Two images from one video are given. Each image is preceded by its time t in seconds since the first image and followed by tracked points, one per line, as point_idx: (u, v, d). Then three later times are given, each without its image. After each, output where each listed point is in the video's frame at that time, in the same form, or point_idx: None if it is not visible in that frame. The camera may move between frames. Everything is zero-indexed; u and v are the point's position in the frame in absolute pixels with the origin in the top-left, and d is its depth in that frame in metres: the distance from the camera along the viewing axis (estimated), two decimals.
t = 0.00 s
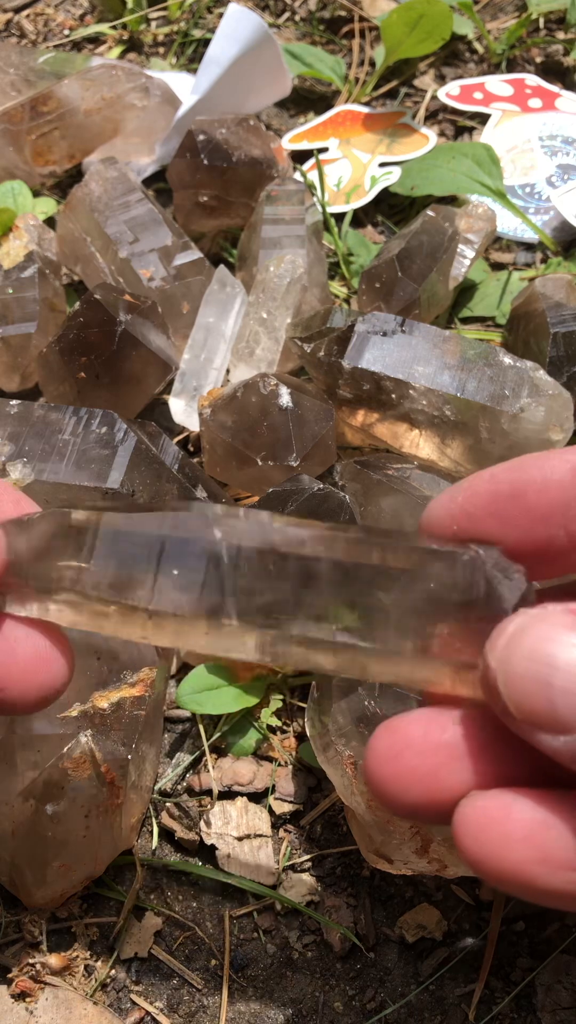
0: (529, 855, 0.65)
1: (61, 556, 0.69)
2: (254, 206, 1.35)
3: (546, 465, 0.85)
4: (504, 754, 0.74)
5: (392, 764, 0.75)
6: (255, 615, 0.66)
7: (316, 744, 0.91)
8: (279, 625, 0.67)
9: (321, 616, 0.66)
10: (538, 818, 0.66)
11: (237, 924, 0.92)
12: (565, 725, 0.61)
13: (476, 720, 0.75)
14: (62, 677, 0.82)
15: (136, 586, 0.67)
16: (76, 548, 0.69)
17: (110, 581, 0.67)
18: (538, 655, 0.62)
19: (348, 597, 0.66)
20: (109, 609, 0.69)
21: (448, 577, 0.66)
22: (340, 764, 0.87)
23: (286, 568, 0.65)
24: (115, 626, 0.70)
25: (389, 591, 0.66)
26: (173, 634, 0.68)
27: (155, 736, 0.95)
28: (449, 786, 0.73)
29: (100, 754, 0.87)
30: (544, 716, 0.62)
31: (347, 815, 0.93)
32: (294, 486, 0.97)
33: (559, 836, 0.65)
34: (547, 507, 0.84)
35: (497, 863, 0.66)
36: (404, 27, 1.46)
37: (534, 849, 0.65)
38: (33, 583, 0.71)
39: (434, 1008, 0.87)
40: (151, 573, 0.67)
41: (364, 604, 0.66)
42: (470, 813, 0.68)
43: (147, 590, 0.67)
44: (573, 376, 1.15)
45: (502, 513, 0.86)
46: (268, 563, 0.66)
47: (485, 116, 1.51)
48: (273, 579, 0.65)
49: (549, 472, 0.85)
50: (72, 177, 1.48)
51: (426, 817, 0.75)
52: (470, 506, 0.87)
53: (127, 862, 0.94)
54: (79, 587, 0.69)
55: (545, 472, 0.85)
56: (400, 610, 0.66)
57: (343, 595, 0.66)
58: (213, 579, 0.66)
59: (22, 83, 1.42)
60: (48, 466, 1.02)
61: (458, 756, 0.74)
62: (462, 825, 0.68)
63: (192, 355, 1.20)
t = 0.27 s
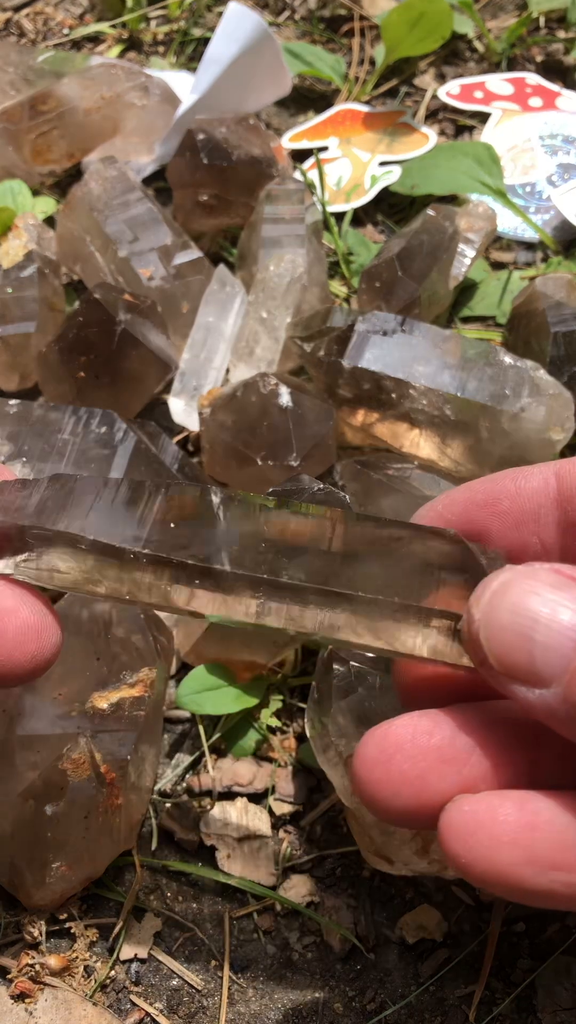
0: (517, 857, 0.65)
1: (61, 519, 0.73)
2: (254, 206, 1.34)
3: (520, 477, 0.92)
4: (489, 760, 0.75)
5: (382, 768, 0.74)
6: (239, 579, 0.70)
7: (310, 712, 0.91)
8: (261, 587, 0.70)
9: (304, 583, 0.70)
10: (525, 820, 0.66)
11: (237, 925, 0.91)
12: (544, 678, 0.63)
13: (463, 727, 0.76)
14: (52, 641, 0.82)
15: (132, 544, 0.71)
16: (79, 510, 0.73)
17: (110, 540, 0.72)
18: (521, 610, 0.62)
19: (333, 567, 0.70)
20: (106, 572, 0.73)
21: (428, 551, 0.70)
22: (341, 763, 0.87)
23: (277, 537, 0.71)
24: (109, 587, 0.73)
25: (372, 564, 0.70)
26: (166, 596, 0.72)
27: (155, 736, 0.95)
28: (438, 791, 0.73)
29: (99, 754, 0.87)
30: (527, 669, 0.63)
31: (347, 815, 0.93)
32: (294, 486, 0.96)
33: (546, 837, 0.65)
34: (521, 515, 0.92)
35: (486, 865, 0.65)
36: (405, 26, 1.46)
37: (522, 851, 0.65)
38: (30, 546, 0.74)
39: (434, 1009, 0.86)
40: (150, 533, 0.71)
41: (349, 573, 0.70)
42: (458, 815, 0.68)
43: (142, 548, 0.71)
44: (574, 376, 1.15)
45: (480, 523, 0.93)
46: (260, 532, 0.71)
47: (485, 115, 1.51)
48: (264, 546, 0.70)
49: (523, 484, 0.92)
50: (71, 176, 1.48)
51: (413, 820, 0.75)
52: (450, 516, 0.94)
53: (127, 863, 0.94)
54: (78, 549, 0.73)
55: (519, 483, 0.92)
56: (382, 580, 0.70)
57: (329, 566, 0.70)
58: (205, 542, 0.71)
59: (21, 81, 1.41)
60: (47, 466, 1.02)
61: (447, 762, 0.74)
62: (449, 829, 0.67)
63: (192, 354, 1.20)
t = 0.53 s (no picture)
0: (500, 858, 0.66)
1: (58, 519, 0.72)
2: (254, 206, 1.34)
3: (501, 490, 0.93)
4: (473, 764, 0.76)
5: (370, 773, 0.76)
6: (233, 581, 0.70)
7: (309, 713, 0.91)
8: (253, 589, 0.70)
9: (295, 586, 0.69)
10: (507, 823, 0.67)
11: (237, 924, 0.91)
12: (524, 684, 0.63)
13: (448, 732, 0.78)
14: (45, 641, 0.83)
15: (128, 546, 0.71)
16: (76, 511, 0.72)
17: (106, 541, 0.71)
18: (501, 615, 0.63)
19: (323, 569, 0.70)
20: (101, 572, 0.72)
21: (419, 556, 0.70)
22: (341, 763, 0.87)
23: (269, 542, 0.71)
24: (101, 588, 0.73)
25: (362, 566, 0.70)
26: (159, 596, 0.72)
27: (155, 736, 0.95)
28: (423, 795, 0.74)
29: (99, 754, 0.87)
30: (508, 677, 0.63)
31: (347, 815, 0.93)
32: (294, 486, 0.96)
33: (528, 838, 0.66)
34: (501, 526, 0.92)
35: (470, 867, 0.66)
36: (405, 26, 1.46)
37: (505, 852, 0.66)
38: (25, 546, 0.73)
39: (434, 1009, 0.86)
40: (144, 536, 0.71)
41: (339, 576, 0.69)
42: (442, 818, 0.69)
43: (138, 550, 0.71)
44: (574, 376, 1.15)
45: (463, 536, 0.93)
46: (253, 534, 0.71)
47: (485, 115, 1.51)
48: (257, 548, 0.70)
49: (504, 498, 0.92)
50: (71, 176, 1.48)
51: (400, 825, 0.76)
52: (434, 529, 0.94)
53: (127, 863, 0.93)
54: (73, 550, 0.72)
55: (501, 496, 0.93)
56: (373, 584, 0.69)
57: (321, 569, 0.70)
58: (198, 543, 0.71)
59: (21, 81, 1.41)
60: (47, 466, 1.02)
61: (432, 766, 0.75)
62: (432, 832, 0.68)
63: (192, 354, 1.20)
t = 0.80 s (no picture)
0: (503, 842, 0.66)
1: (71, 537, 0.74)
2: (254, 205, 1.34)
3: (506, 485, 0.93)
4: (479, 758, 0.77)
5: (379, 759, 0.77)
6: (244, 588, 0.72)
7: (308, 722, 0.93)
8: (263, 597, 0.71)
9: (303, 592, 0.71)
10: (510, 807, 0.67)
11: (237, 925, 0.92)
12: (527, 695, 0.63)
13: (455, 724, 0.78)
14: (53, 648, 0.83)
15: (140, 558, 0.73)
16: (87, 525, 0.75)
17: (118, 556, 0.74)
18: (502, 628, 0.63)
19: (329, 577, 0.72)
20: (115, 584, 0.74)
21: (422, 566, 0.73)
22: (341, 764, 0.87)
23: (275, 551, 0.73)
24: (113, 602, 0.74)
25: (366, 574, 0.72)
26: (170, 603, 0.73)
27: (155, 736, 0.95)
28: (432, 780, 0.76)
29: (99, 754, 0.87)
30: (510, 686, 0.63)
31: (347, 815, 0.93)
32: (294, 486, 0.96)
33: (531, 823, 0.66)
34: (507, 525, 0.92)
35: (475, 849, 0.66)
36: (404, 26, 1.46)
37: (508, 837, 0.66)
38: (39, 561, 0.75)
39: (434, 1009, 0.86)
40: (155, 550, 0.74)
41: (344, 584, 0.72)
42: (446, 803, 0.69)
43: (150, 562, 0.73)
44: (574, 376, 1.15)
45: (468, 532, 0.93)
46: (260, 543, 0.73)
47: (486, 115, 1.51)
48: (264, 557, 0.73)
49: (510, 494, 0.92)
50: (71, 176, 1.48)
51: (409, 810, 0.77)
52: (439, 525, 0.94)
53: (127, 863, 0.93)
54: (87, 564, 0.74)
55: (506, 493, 0.92)
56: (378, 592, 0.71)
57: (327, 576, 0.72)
58: (207, 554, 0.73)
59: (21, 81, 1.41)
60: (47, 466, 1.02)
61: (441, 752, 0.77)
62: (438, 816, 0.69)
63: (192, 354, 1.20)
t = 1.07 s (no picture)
0: (497, 841, 0.66)
1: (66, 538, 0.74)
2: (254, 205, 1.34)
3: (501, 485, 0.92)
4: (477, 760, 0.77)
5: (376, 757, 0.77)
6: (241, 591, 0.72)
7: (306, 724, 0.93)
8: (259, 600, 0.71)
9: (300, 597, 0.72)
10: (505, 807, 0.68)
11: (237, 925, 0.91)
12: (522, 701, 0.63)
13: (452, 725, 0.78)
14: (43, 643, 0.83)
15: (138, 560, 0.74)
16: (85, 527, 0.75)
17: (114, 558, 0.73)
18: (495, 634, 0.63)
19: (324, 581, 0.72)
20: (111, 584, 0.74)
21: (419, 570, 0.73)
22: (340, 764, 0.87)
23: (272, 553, 0.73)
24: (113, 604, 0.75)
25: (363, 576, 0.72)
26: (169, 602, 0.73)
27: (155, 736, 0.95)
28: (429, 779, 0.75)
29: (99, 754, 0.87)
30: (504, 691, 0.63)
31: (347, 814, 0.93)
32: (294, 486, 0.96)
33: (526, 822, 0.66)
34: (503, 526, 0.92)
35: (470, 849, 0.66)
36: (404, 26, 1.46)
37: (503, 836, 0.66)
38: (35, 562, 0.75)
39: (434, 1008, 0.87)
40: (151, 551, 0.74)
41: (339, 587, 0.72)
42: (442, 803, 0.69)
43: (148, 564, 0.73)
44: (574, 376, 1.15)
45: (464, 532, 0.93)
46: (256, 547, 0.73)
47: (485, 115, 1.51)
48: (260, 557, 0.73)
49: (506, 494, 0.92)
50: (71, 176, 1.48)
51: (406, 809, 0.77)
52: (436, 526, 0.94)
53: (126, 863, 0.93)
54: (82, 566, 0.74)
55: (503, 493, 0.92)
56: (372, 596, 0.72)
57: (320, 578, 0.72)
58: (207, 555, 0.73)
59: (21, 81, 1.41)
60: (47, 465, 1.02)
61: (438, 750, 0.77)
62: (434, 815, 0.69)
63: (192, 354, 1.20)
